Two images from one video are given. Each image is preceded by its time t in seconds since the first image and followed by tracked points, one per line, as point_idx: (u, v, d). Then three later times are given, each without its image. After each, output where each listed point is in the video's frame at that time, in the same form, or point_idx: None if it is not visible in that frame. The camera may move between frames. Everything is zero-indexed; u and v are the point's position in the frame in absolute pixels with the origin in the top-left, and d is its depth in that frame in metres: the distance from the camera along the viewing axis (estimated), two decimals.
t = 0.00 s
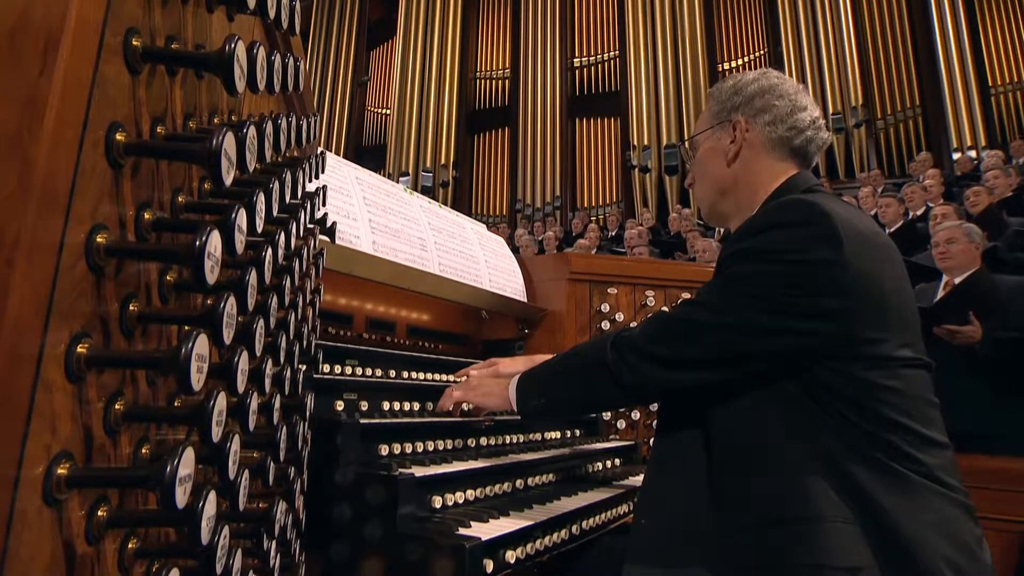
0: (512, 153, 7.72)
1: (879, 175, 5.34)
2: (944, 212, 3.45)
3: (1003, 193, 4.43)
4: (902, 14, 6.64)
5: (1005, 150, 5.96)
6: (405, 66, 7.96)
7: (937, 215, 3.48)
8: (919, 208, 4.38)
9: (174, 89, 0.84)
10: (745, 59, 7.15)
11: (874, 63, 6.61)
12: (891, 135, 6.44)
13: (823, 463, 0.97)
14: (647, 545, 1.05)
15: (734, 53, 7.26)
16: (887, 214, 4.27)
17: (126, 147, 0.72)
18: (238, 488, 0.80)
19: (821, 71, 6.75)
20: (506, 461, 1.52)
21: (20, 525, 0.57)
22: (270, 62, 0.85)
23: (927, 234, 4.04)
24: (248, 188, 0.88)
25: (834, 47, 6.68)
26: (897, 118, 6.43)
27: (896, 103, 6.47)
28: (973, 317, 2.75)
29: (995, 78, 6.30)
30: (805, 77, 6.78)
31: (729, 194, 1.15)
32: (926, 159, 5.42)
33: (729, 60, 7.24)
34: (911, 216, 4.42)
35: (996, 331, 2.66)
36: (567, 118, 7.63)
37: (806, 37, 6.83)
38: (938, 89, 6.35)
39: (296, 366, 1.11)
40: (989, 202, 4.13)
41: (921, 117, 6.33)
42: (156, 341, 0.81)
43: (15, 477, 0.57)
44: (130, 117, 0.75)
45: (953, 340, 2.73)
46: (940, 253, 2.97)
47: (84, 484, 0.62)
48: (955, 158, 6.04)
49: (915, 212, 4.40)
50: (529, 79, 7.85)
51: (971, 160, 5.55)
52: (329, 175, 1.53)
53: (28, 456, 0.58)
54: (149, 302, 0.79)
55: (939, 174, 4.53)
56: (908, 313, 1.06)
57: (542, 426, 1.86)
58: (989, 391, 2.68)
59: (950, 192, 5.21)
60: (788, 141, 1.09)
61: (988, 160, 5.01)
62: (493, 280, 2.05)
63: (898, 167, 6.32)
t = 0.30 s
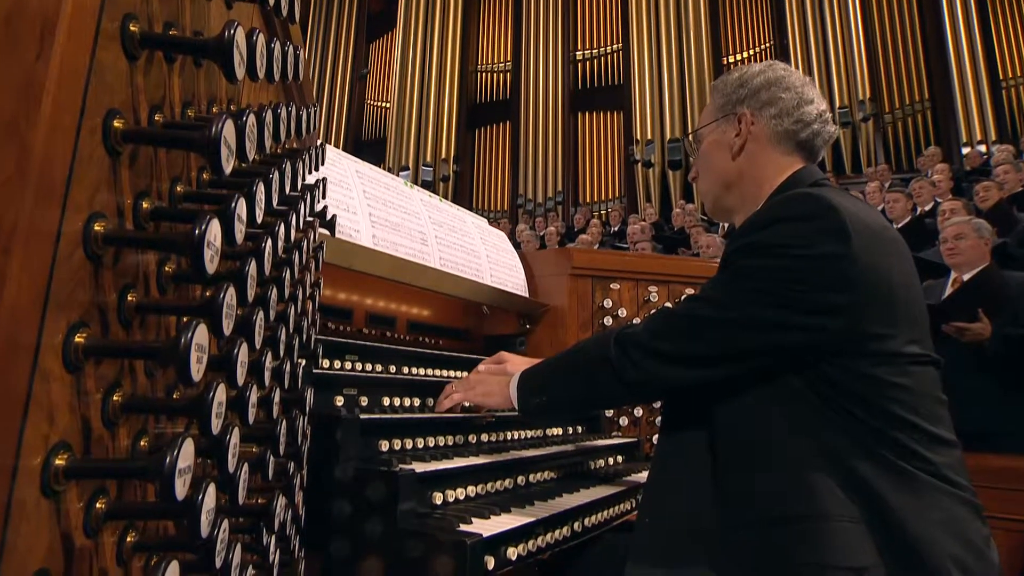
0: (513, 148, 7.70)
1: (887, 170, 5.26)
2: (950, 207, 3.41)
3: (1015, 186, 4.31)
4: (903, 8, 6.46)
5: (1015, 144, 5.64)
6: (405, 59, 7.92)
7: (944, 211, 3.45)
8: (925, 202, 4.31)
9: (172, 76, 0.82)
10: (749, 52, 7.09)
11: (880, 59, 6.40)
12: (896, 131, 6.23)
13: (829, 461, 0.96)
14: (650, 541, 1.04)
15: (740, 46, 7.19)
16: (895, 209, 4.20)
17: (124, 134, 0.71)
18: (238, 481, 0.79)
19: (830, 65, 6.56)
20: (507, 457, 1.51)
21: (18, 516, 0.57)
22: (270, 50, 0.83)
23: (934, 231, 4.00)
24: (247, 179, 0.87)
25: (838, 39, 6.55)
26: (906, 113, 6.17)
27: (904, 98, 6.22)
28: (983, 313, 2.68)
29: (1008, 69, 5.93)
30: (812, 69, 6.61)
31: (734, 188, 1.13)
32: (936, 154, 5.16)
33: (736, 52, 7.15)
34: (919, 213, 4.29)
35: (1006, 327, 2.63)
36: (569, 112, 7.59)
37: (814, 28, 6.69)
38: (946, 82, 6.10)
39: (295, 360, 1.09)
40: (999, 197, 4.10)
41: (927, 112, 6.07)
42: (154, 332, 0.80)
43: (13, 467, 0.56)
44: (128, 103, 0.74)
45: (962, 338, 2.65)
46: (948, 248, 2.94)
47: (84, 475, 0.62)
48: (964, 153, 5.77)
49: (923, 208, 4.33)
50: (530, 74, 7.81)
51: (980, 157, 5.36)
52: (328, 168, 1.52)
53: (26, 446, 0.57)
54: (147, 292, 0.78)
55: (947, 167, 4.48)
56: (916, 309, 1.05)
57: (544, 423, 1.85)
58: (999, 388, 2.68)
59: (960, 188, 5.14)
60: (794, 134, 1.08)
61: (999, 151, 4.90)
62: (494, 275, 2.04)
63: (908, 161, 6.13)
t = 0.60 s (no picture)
0: (513, 142, 7.65)
1: (891, 164, 5.09)
2: (959, 201, 3.39)
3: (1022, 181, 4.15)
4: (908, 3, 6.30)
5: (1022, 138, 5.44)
6: (404, 52, 7.83)
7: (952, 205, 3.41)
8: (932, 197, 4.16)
9: (166, 63, 0.81)
10: (752, 44, 7.01)
11: (886, 49, 6.31)
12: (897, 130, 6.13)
13: (835, 457, 0.95)
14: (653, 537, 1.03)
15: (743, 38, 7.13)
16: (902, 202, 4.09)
17: (118, 121, 0.70)
18: (235, 475, 0.79)
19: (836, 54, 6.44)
20: (508, 454, 1.49)
21: (12, 509, 0.57)
22: (266, 37, 0.81)
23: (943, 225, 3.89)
24: (244, 169, 0.86)
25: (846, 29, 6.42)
26: (910, 106, 6.11)
27: (908, 90, 6.18)
28: (990, 309, 2.69)
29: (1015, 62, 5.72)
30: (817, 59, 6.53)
31: (738, 181, 1.12)
32: (943, 147, 5.04)
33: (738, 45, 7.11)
34: (926, 205, 4.19)
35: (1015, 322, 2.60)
36: (570, 106, 7.53)
37: (820, 18, 6.55)
38: (953, 77, 6.04)
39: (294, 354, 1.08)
40: (1007, 190, 4.07)
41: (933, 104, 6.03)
42: (149, 324, 0.79)
43: (7, 459, 0.56)
44: (122, 91, 0.72)
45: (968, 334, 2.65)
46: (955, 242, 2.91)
47: (78, 467, 0.62)
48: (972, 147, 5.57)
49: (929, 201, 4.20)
50: (530, 68, 7.75)
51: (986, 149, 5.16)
52: (326, 161, 1.50)
53: (19, 439, 0.57)
54: (143, 283, 0.77)
55: (954, 160, 4.43)
56: (924, 303, 1.04)
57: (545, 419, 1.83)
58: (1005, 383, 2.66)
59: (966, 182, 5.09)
60: (800, 126, 1.06)
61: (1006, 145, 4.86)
62: (494, 270, 2.02)
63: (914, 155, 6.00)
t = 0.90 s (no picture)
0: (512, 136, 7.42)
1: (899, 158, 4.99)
2: (966, 195, 3.33)
3: None
4: None
5: None
6: (403, 43, 7.66)
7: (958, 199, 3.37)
8: (941, 190, 4.11)
9: (161, 52, 0.79)
10: (760, 34, 6.69)
11: (893, 37, 6.02)
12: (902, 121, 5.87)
13: (840, 453, 0.94)
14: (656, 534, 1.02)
15: (749, 28, 6.84)
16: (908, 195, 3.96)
17: (112, 109, 0.69)
18: (233, 471, 0.78)
19: (841, 44, 6.16)
20: (509, 450, 1.48)
21: (6, 502, 0.56)
22: (262, 25, 0.80)
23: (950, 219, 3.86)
24: (240, 160, 0.84)
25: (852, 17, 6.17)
26: (917, 99, 5.83)
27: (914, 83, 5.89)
28: (996, 305, 2.70)
29: None
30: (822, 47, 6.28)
31: (743, 174, 1.10)
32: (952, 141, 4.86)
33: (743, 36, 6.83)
34: (933, 199, 4.12)
35: None
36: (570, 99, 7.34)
37: (825, 7, 6.35)
38: (961, 66, 5.73)
39: (292, 349, 1.07)
40: (1017, 182, 4.00)
41: (943, 96, 5.72)
42: (145, 316, 0.78)
43: None
44: (117, 79, 0.71)
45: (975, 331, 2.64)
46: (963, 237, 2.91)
47: (73, 459, 0.61)
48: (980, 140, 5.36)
49: (938, 195, 4.12)
50: (530, 59, 7.57)
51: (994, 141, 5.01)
52: (324, 155, 1.48)
53: (13, 432, 0.57)
54: (138, 275, 0.76)
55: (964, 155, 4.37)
56: (933, 297, 1.02)
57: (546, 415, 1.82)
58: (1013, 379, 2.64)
59: (975, 176, 5.03)
60: (806, 117, 1.05)
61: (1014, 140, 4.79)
62: (494, 265, 2.01)
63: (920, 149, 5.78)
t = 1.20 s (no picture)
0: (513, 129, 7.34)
1: (907, 151, 4.98)
2: (975, 188, 3.32)
3: None
4: None
5: None
6: (402, 34, 7.54)
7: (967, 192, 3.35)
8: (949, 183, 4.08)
9: (156, 38, 0.78)
10: (768, 24, 6.51)
11: (902, 28, 5.88)
12: (912, 115, 5.73)
13: (847, 449, 0.93)
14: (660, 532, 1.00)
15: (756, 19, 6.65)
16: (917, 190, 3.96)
17: (106, 96, 0.67)
18: (232, 465, 0.77)
19: (848, 30, 6.01)
20: (511, 446, 1.46)
21: None
22: (259, 10, 0.78)
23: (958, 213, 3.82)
24: (238, 149, 0.83)
25: (860, 8, 6.01)
26: (926, 91, 5.70)
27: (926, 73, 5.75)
28: (1006, 301, 2.61)
29: None
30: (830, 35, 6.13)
31: (749, 166, 1.09)
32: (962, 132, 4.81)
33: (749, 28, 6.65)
34: (941, 192, 4.10)
35: None
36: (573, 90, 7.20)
37: None
38: (973, 57, 5.58)
39: (290, 343, 1.05)
40: None
41: (951, 89, 5.60)
42: (142, 307, 0.77)
43: None
44: (112, 65, 0.70)
45: (983, 326, 2.57)
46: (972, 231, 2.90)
47: (69, 451, 0.60)
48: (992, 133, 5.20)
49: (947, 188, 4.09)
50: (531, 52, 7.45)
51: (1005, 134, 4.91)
52: (322, 147, 1.47)
53: (6, 423, 0.56)
54: (135, 265, 0.75)
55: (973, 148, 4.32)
56: (942, 291, 1.01)
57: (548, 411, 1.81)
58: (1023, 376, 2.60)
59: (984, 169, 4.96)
60: (813, 108, 1.03)
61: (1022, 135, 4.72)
62: (495, 259, 1.99)
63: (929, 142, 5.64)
